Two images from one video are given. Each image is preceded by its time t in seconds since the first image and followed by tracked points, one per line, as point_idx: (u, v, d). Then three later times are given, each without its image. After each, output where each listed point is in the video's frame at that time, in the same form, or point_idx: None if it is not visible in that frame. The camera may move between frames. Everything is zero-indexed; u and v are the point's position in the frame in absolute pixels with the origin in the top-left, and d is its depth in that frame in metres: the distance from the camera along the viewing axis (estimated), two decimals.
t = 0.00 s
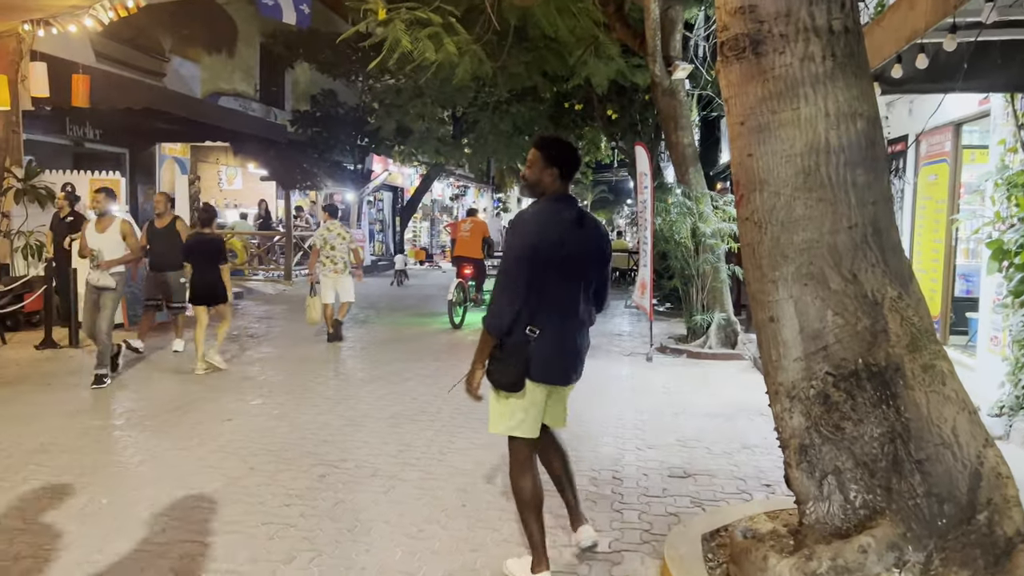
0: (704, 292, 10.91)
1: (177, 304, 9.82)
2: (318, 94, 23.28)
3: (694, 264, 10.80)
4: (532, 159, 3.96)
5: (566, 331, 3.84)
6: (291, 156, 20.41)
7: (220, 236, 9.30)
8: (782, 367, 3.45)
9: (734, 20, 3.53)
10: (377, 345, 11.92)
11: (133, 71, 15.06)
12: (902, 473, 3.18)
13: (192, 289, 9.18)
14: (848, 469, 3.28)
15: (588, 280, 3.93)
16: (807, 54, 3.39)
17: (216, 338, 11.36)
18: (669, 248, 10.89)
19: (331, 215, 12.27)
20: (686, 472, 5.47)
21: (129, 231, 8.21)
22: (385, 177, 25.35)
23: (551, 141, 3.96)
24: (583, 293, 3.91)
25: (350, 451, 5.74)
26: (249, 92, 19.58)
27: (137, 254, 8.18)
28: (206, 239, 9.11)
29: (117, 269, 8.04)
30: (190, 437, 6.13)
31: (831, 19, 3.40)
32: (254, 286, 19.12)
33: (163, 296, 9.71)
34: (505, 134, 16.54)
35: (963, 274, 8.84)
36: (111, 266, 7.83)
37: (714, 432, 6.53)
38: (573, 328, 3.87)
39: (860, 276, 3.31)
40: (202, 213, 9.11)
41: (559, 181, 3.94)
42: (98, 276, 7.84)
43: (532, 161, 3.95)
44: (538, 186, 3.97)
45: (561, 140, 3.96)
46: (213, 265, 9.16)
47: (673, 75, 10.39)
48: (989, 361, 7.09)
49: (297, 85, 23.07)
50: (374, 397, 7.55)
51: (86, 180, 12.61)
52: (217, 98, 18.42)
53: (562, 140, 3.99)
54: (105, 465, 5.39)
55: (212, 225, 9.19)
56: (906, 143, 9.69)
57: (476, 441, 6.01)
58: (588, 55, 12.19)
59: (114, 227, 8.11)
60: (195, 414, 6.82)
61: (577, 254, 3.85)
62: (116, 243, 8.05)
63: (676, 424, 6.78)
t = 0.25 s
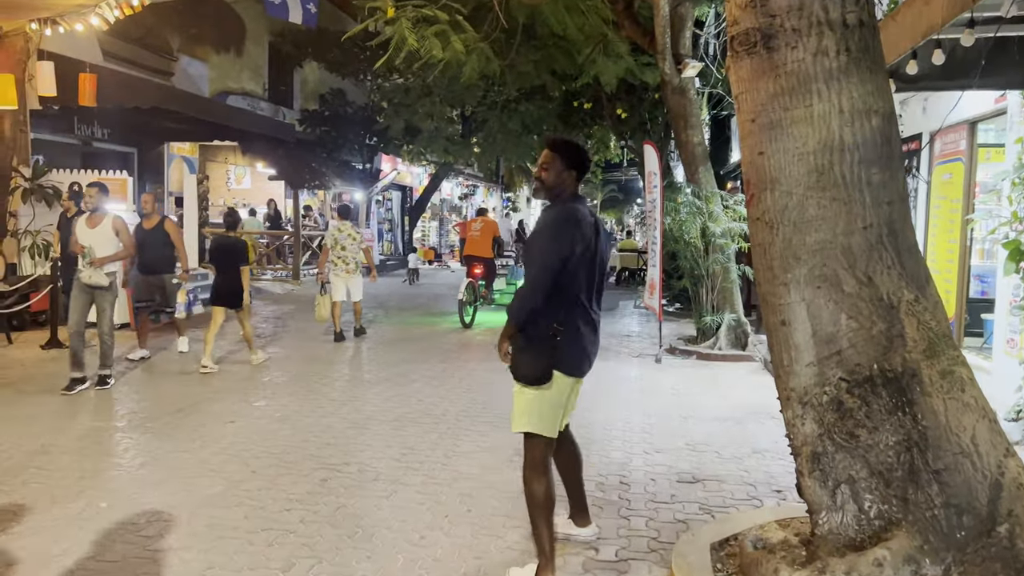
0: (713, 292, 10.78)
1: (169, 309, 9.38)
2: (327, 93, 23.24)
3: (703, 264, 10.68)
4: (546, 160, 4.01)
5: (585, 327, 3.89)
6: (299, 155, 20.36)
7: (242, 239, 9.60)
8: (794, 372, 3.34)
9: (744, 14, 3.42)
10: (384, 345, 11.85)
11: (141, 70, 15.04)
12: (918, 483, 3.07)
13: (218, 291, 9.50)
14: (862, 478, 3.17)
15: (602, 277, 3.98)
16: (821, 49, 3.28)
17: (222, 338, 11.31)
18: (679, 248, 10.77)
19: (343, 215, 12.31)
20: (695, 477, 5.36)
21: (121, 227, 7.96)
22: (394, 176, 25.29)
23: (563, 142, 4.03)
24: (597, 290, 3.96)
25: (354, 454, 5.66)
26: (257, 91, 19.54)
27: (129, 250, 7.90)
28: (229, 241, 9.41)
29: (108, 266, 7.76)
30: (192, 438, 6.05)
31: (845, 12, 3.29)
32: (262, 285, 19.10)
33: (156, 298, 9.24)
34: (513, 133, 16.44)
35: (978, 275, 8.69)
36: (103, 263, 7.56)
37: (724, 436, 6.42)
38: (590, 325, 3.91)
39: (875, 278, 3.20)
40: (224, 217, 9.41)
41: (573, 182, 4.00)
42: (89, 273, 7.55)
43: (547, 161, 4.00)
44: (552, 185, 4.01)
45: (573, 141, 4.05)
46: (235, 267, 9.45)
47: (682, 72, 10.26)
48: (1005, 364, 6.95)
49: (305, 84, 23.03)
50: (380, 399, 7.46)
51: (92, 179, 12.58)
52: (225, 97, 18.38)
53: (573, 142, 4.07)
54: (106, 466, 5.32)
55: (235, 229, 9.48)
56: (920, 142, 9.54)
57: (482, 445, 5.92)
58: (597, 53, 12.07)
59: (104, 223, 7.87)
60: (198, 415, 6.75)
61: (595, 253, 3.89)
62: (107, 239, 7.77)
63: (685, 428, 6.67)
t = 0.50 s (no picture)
0: (721, 295, 10.64)
1: (155, 309, 9.13)
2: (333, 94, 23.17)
3: (711, 266, 10.54)
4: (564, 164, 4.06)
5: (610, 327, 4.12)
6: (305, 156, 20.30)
7: (265, 237, 10.44)
8: (802, 380, 3.23)
9: (751, 8, 3.30)
10: (389, 347, 11.76)
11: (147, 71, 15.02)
12: (932, 496, 2.95)
13: (241, 285, 10.20)
14: (872, 490, 3.05)
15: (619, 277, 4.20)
16: (830, 44, 3.16)
17: (225, 340, 11.23)
18: (686, 250, 10.64)
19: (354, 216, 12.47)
20: (701, 485, 5.24)
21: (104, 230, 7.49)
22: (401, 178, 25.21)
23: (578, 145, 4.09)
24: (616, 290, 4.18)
25: (352, 459, 5.56)
26: (264, 92, 19.50)
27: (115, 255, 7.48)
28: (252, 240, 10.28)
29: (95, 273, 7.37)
30: (189, 442, 5.97)
31: (855, 6, 3.17)
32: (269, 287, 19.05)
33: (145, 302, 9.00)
34: (520, 133, 16.33)
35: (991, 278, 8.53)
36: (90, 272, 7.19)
37: (731, 442, 6.30)
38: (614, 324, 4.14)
39: (886, 282, 3.08)
40: (247, 216, 10.27)
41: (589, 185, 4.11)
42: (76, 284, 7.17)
43: (566, 165, 4.05)
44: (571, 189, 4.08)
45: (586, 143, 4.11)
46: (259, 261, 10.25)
47: (690, 72, 10.13)
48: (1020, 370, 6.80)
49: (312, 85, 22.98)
50: (381, 403, 7.36)
51: (97, 181, 12.55)
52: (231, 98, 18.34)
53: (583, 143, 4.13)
54: (101, 472, 5.24)
55: (259, 228, 10.34)
56: (932, 143, 9.39)
57: (483, 450, 5.81)
58: (604, 53, 11.93)
59: (86, 227, 7.37)
60: (197, 419, 6.67)
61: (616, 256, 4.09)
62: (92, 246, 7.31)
63: (692, 433, 6.55)
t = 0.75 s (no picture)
0: (728, 300, 10.49)
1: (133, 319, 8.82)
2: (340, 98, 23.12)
3: (718, 271, 10.40)
4: (590, 160, 4.13)
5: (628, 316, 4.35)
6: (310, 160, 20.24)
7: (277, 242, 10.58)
8: (808, 391, 3.10)
9: (754, 5, 3.19)
10: (392, 352, 11.65)
11: (152, 75, 14.99)
12: (944, 514, 2.81)
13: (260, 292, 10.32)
14: (882, 507, 2.92)
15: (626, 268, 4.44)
16: (837, 41, 3.04)
17: (227, 345, 11.15)
18: (692, 255, 10.50)
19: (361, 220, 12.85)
20: (705, 496, 5.11)
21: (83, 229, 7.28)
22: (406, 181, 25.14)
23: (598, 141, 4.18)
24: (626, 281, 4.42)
25: (349, 468, 5.45)
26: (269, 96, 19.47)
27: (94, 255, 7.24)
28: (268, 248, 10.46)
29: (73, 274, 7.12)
30: (184, 449, 5.87)
31: (863, 2, 3.05)
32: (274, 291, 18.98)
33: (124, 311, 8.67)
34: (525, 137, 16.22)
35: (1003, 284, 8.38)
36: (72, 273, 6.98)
37: (736, 451, 6.16)
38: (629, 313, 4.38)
39: (896, 289, 2.95)
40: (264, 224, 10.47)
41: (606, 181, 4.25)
42: (56, 283, 6.92)
43: (593, 161, 4.13)
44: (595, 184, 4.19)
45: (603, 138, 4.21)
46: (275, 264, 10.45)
47: (696, 75, 10.00)
48: None
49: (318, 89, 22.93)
50: (381, 409, 7.25)
51: (101, 184, 12.54)
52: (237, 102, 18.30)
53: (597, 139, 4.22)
54: (92, 480, 5.14)
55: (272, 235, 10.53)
56: (942, 146, 9.25)
57: (483, 459, 5.69)
58: (609, 56, 11.80)
59: (64, 224, 7.17)
60: (193, 425, 6.56)
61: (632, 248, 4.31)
62: (70, 243, 7.09)
63: (697, 441, 6.42)
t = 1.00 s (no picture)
0: (732, 307, 10.37)
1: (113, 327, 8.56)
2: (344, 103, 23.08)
3: (721, 277, 10.28)
4: (608, 174, 4.37)
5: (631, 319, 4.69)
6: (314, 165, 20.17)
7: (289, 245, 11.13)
8: (810, 403, 2.99)
9: (754, 5, 3.09)
10: (392, 358, 11.55)
11: (155, 79, 14.96)
12: (951, 534, 2.70)
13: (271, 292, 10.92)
14: (886, 525, 2.79)
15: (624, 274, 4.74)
16: (839, 41, 2.93)
17: (227, 351, 11.07)
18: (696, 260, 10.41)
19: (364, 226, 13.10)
20: (705, 509, 4.99)
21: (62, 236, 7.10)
22: (410, 187, 25.12)
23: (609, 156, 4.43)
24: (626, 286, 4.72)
25: (344, 477, 5.35)
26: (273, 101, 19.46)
27: (72, 264, 7.11)
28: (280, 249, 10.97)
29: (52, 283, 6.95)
30: (176, 456, 5.78)
31: (866, 2, 2.94)
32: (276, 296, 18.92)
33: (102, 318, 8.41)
34: (529, 142, 16.12)
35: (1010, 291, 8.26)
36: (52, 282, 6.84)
37: (738, 463, 6.05)
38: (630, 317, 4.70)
39: (900, 299, 2.84)
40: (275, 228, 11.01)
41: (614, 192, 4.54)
42: (35, 294, 6.73)
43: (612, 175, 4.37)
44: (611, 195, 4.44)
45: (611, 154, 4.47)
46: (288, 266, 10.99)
47: (699, 80, 9.91)
48: None
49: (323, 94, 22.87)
50: (380, 417, 7.16)
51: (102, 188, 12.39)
52: (240, 107, 18.27)
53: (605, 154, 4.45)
54: (81, 488, 5.06)
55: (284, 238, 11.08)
56: (949, 151, 9.13)
57: (479, 470, 5.59)
58: (612, 61, 11.71)
59: (45, 232, 7.01)
60: (189, 432, 6.48)
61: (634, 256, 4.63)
62: (50, 252, 6.96)
63: (698, 452, 6.31)
